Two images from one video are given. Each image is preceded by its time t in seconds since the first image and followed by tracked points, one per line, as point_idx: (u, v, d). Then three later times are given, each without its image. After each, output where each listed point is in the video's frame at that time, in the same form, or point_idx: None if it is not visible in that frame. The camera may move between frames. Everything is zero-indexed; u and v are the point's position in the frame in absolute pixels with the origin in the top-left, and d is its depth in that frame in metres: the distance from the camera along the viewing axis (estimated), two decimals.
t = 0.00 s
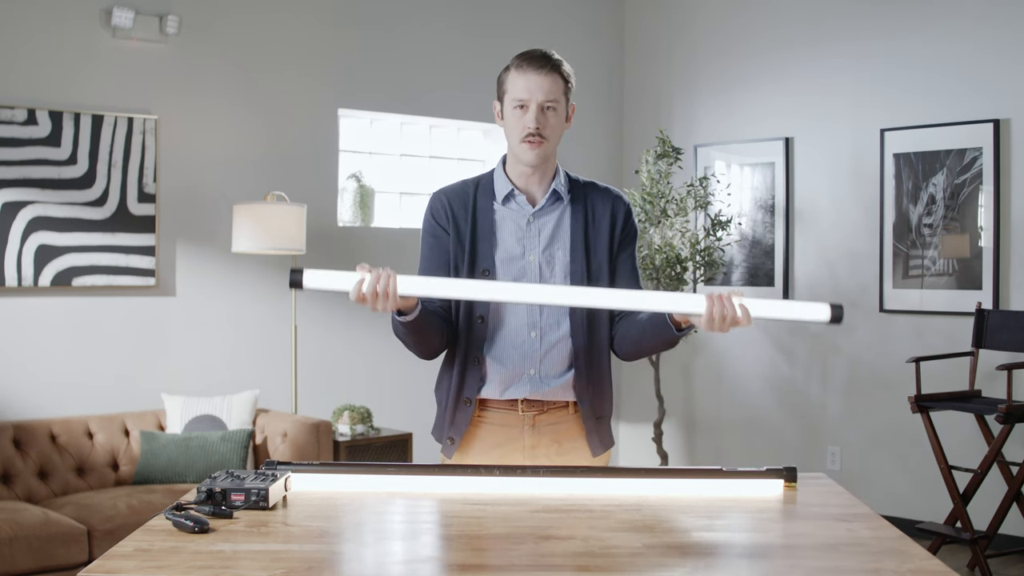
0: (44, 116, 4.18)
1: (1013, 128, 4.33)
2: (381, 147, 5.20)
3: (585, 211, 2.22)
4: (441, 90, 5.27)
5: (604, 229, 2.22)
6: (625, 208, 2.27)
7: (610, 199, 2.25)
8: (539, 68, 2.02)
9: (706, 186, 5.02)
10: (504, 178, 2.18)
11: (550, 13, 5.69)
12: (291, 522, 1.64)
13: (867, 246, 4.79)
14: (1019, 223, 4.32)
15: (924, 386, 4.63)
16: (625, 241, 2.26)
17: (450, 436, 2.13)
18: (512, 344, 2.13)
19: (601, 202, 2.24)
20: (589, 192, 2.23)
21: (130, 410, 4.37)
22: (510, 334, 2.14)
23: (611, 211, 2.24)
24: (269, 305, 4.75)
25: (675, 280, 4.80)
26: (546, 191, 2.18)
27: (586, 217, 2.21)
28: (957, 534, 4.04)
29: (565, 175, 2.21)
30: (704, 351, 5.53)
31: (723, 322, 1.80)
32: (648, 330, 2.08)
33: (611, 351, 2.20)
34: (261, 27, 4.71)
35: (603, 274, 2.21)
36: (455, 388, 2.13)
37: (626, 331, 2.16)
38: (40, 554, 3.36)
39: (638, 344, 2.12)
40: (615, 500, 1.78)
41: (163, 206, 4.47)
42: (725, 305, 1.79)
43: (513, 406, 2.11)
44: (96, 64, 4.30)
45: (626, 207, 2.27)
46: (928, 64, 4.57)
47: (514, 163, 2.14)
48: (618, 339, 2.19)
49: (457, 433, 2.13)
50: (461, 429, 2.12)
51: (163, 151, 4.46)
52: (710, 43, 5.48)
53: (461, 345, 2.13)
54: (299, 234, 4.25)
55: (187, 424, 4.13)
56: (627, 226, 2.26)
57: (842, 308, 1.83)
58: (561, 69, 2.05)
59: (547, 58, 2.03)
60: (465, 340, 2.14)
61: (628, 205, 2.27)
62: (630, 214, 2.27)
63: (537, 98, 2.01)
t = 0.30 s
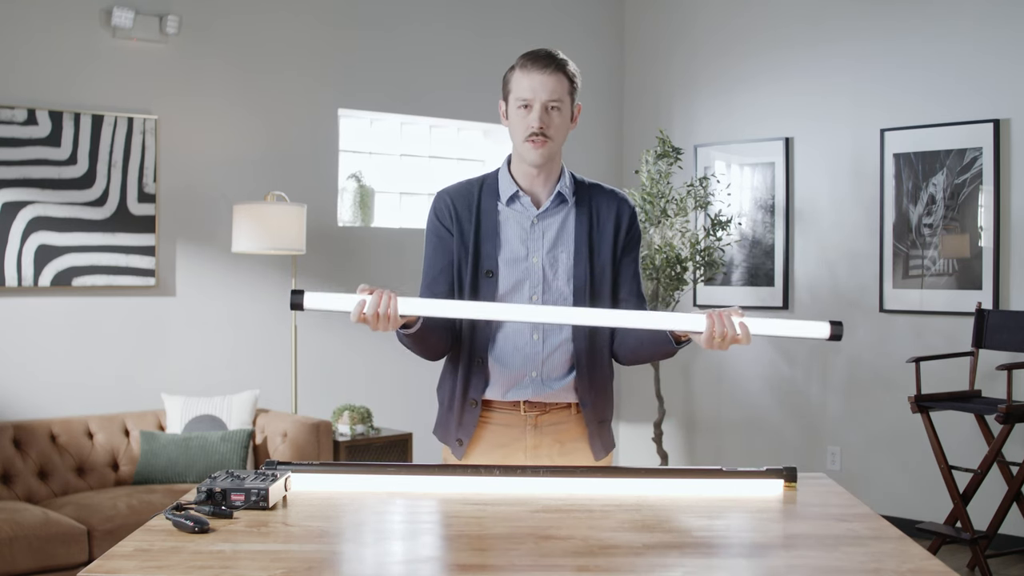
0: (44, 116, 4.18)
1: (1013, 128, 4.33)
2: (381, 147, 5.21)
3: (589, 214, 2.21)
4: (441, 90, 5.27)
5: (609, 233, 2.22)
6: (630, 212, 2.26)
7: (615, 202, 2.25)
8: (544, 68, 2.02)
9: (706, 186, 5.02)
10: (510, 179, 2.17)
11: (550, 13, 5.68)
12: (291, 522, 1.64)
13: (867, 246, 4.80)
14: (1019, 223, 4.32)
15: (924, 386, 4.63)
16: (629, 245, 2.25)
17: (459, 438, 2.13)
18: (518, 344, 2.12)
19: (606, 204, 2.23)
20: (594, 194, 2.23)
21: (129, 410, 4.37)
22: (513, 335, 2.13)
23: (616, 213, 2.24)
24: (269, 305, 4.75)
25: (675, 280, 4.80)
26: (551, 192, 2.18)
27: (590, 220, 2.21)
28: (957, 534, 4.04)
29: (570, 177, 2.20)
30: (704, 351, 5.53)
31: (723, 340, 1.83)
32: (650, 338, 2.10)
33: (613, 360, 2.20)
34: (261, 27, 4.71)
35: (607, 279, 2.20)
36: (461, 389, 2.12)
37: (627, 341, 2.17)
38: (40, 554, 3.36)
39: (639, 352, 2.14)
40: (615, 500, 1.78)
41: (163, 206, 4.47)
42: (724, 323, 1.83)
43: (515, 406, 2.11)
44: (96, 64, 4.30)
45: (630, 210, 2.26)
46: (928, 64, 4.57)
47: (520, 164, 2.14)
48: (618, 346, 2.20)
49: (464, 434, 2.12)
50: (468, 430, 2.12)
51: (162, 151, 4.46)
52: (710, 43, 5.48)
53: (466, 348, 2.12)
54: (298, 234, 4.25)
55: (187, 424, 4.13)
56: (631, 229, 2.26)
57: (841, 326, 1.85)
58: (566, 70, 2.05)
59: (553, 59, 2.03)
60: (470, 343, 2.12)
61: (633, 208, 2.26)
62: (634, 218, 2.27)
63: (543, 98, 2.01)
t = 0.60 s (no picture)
0: (44, 116, 4.18)
1: (1013, 128, 4.33)
2: (381, 147, 5.21)
3: (591, 213, 2.21)
4: (441, 90, 5.27)
5: (610, 232, 2.22)
6: (631, 210, 2.25)
7: (617, 201, 2.24)
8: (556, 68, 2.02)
9: (706, 186, 5.02)
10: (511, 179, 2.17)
11: (550, 12, 5.68)
12: (291, 522, 1.64)
13: (867, 246, 4.79)
14: (1019, 223, 4.32)
15: (924, 386, 4.63)
16: (630, 244, 2.25)
17: (461, 439, 2.14)
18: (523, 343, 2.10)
19: (608, 203, 2.23)
20: (595, 193, 2.22)
21: (130, 410, 4.37)
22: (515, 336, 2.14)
23: (618, 212, 2.23)
24: (269, 305, 4.75)
25: (675, 280, 4.80)
26: (552, 191, 2.18)
27: (591, 219, 2.20)
28: (957, 534, 4.04)
29: (571, 176, 2.20)
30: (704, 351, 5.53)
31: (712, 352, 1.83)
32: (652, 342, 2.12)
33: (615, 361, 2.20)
34: (261, 27, 4.71)
35: (608, 278, 2.20)
36: (464, 389, 2.12)
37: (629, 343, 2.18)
38: (40, 554, 3.36)
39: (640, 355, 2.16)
40: (615, 500, 1.78)
41: (164, 206, 4.47)
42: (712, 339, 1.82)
43: (518, 406, 2.11)
44: (96, 64, 4.30)
45: (632, 209, 2.26)
46: (928, 64, 4.57)
47: (525, 164, 2.13)
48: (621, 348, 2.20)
49: (468, 435, 2.13)
50: (471, 431, 2.12)
51: (163, 151, 4.46)
52: (710, 43, 5.48)
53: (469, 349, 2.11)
54: (298, 234, 4.25)
55: (187, 424, 4.14)
56: (633, 227, 2.25)
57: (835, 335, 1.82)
58: (576, 71, 2.05)
59: (564, 60, 2.04)
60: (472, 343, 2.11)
61: (635, 207, 2.26)
62: (636, 217, 2.27)
63: (556, 98, 2.01)
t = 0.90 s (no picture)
0: (44, 116, 4.18)
1: (1013, 128, 4.33)
2: (381, 147, 5.22)
3: (591, 212, 2.20)
4: (441, 90, 5.27)
5: (610, 231, 2.21)
6: (631, 209, 2.25)
7: (616, 199, 2.24)
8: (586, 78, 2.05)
9: (706, 186, 5.02)
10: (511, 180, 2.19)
11: (549, 12, 5.68)
12: (291, 522, 1.64)
13: (867, 246, 4.79)
14: (1019, 223, 4.32)
15: (924, 386, 4.63)
16: (630, 243, 2.24)
17: (467, 441, 2.14)
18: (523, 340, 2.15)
19: (607, 202, 2.23)
20: (595, 193, 2.22)
21: (130, 410, 4.37)
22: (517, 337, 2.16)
23: (618, 211, 2.23)
24: (269, 305, 4.75)
25: (675, 280, 4.80)
26: (553, 191, 2.19)
27: (592, 218, 2.20)
28: (957, 534, 4.04)
29: (571, 176, 2.20)
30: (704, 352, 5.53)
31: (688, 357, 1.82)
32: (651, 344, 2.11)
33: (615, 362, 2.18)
34: (261, 27, 4.71)
35: (608, 277, 2.20)
36: (470, 391, 2.13)
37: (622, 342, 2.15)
38: (40, 554, 3.36)
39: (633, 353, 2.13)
40: (615, 500, 1.78)
41: (163, 206, 4.47)
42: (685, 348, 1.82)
43: (522, 406, 2.11)
44: (96, 64, 4.30)
45: (632, 207, 2.25)
46: (928, 64, 4.57)
47: (535, 166, 2.14)
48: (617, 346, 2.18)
49: (474, 437, 2.13)
50: (477, 433, 2.13)
51: (162, 151, 4.46)
52: (711, 43, 5.48)
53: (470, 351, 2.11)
54: (298, 234, 4.25)
55: (187, 424, 4.14)
56: (633, 225, 2.25)
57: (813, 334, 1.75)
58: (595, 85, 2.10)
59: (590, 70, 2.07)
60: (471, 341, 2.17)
61: (634, 205, 2.25)
62: (636, 215, 2.26)
63: (586, 108, 2.04)
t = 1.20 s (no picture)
0: (44, 116, 4.18)
1: (1013, 128, 4.33)
2: (381, 147, 5.22)
3: (588, 212, 2.21)
4: (441, 90, 5.27)
5: (607, 231, 2.21)
6: (629, 208, 2.25)
7: (613, 199, 2.24)
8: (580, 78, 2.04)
9: (706, 186, 5.02)
10: (507, 180, 2.19)
11: (549, 12, 5.68)
12: (291, 522, 1.64)
13: (867, 246, 4.79)
14: (1019, 223, 4.32)
15: (924, 386, 4.63)
16: (627, 243, 2.24)
17: (466, 442, 2.15)
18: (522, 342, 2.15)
19: (604, 201, 2.22)
20: (592, 193, 2.22)
21: (130, 411, 4.37)
22: (514, 337, 2.16)
23: (615, 210, 2.23)
24: (269, 305, 4.75)
25: (675, 280, 4.80)
26: (550, 192, 2.18)
27: (589, 218, 2.20)
28: (957, 534, 4.04)
29: (568, 176, 2.20)
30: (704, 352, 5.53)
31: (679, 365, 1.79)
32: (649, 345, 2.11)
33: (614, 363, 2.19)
34: (261, 27, 4.71)
35: (605, 276, 2.20)
36: (468, 392, 2.13)
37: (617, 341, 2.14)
38: (40, 554, 3.36)
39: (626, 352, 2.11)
40: (615, 500, 1.78)
41: (164, 206, 4.47)
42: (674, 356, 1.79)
43: (519, 406, 2.10)
44: (96, 64, 4.30)
45: (629, 207, 2.25)
46: (928, 64, 4.57)
47: (530, 166, 2.14)
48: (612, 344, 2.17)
49: (471, 438, 2.14)
50: (475, 434, 2.13)
51: (163, 151, 4.46)
52: (711, 43, 5.48)
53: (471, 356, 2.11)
54: (298, 234, 4.25)
55: (187, 424, 4.14)
56: (629, 225, 2.25)
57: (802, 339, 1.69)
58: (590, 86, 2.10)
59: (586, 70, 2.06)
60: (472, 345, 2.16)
61: (631, 205, 2.25)
62: (633, 215, 2.26)
63: (580, 109, 2.04)
